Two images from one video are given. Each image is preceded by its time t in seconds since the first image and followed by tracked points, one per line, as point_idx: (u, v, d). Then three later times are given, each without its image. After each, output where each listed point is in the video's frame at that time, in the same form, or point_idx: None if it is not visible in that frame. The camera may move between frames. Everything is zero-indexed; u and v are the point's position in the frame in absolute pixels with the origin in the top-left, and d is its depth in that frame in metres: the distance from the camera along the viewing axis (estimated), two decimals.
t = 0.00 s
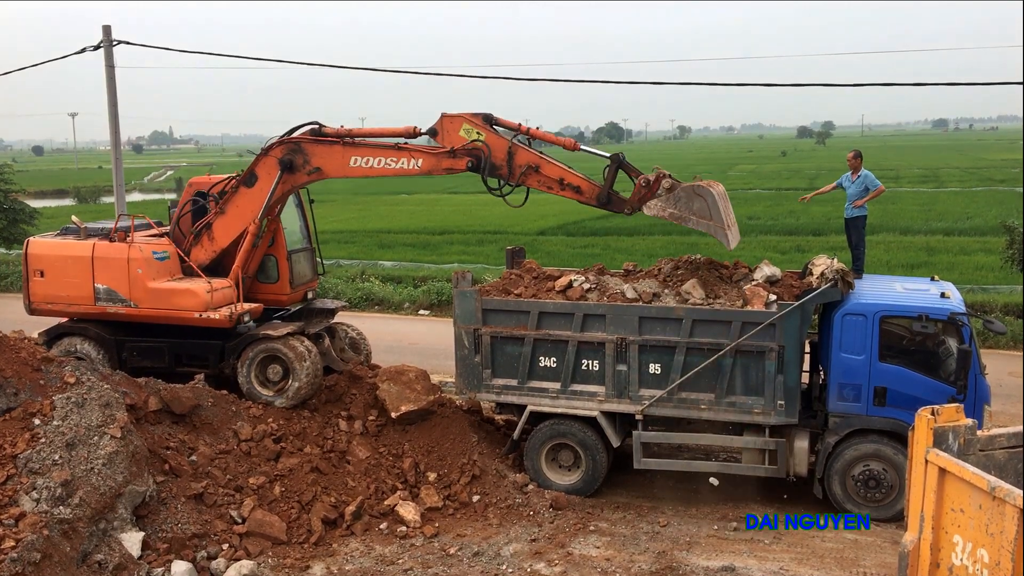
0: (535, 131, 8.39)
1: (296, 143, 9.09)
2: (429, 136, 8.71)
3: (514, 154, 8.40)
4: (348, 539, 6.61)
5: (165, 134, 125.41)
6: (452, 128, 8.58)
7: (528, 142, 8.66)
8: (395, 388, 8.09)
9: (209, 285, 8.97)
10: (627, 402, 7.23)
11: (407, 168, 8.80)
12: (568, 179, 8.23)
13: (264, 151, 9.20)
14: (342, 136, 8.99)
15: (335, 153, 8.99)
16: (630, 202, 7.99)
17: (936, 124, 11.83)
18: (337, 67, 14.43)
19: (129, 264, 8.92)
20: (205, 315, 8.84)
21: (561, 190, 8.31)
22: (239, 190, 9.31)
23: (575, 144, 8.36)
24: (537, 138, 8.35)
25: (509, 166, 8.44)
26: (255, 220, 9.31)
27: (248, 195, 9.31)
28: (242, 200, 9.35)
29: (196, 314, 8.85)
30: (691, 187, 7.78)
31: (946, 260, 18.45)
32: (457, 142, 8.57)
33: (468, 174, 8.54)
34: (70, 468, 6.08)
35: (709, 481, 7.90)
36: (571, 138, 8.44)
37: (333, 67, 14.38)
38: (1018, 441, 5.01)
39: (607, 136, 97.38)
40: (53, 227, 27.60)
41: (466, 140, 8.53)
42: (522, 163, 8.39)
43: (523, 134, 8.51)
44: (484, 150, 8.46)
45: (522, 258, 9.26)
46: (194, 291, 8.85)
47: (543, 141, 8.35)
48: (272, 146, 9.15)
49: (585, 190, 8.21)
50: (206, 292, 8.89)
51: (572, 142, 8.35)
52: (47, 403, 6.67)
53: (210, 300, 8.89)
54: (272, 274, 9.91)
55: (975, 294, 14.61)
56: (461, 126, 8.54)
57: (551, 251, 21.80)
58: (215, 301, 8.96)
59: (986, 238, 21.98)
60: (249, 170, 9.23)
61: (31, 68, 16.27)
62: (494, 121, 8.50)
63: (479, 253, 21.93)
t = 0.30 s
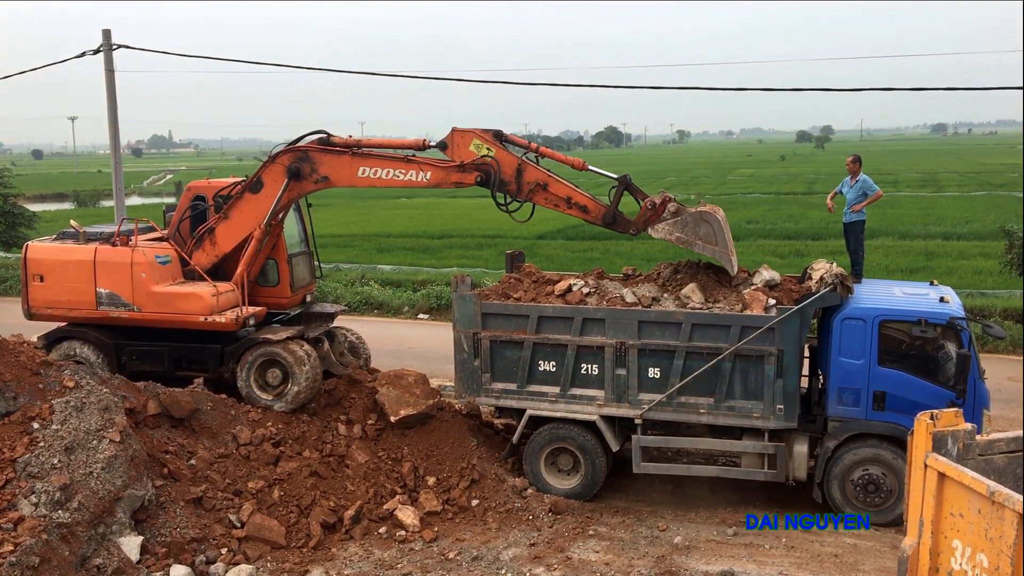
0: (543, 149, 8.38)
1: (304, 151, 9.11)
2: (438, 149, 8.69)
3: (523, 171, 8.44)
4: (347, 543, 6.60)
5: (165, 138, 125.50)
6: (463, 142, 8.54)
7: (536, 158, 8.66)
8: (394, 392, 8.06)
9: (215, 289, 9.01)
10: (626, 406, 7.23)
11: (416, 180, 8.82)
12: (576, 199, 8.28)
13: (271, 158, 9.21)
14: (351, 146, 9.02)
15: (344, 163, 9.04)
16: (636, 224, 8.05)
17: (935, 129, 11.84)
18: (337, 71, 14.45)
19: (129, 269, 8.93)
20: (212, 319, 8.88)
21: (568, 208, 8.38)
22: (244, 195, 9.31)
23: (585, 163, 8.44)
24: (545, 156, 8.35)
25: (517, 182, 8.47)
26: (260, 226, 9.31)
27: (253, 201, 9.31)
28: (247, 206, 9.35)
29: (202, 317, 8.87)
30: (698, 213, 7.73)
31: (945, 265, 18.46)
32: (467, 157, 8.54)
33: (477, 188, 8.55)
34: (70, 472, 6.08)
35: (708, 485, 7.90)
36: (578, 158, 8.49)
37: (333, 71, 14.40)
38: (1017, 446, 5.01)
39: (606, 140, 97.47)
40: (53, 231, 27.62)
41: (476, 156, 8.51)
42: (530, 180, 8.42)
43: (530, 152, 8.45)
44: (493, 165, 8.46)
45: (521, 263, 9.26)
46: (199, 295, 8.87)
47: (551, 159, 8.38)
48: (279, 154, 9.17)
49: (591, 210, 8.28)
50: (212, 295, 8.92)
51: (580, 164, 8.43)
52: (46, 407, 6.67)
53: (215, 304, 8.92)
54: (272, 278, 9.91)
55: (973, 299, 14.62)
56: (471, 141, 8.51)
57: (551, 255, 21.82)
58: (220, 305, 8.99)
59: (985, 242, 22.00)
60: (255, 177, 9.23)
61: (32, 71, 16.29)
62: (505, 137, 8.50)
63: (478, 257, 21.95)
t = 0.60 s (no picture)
0: (547, 155, 8.39)
1: (306, 153, 9.08)
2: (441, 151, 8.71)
3: (525, 176, 8.44)
4: (346, 545, 6.60)
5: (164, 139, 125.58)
6: (466, 145, 8.60)
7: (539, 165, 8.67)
8: (393, 394, 8.05)
9: (217, 291, 9.04)
10: (625, 408, 7.23)
11: (418, 183, 8.83)
12: (576, 207, 8.29)
13: (273, 160, 9.19)
14: (353, 148, 9.01)
15: (346, 165, 9.01)
16: (633, 234, 8.08)
17: (933, 131, 11.84)
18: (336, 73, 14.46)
19: (129, 270, 8.92)
20: (213, 320, 8.89)
21: (568, 216, 8.38)
22: (245, 197, 9.30)
23: (586, 171, 8.39)
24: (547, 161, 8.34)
25: (518, 187, 8.44)
26: (260, 228, 9.30)
27: (254, 203, 9.30)
28: (248, 208, 9.33)
29: (205, 318, 8.88)
30: (696, 226, 7.68)
31: (944, 267, 18.45)
32: (471, 159, 8.58)
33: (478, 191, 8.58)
34: (68, 474, 6.08)
35: (707, 487, 7.90)
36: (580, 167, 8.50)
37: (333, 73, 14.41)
38: (1016, 448, 5.01)
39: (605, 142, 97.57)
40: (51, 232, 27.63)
41: (479, 158, 8.55)
42: (532, 186, 8.44)
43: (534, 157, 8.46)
44: (496, 169, 8.49)
45: (520, 265, 9.26)
46: (199, 296, 8.89)
47: (554, 166, 8.39)
48: (281, 156, 9.14)
49: (591, 218, 8.28)
50: (215, 296, 8.96)
51: (581, 170, 8.36)
52: (44, 408, 6.66)
53: (217, 305, 8.94)
54: (271, 280, 9.91)
55: (971, 301, 14.64)
56: (476, 144, 8.55)
57: (550, 257, 21.82)
58: (222, 305, 9.02)
59: (983, 244, 22.02)
60: (256, 179, 9.22)
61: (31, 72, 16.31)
62: (508, 141, 8.53)
63: (477, 259, 21.95)
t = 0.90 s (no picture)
0: (545, 148, 8.32)
1: (301, 147, 9.09)
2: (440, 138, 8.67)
3: (522, 167, 8.46)
4: (345, 543, 6.60)
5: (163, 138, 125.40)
6: (466, 132, 8.55)
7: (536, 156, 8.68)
8: (393, 392, 8.06)
9: (218, 288, 9.03)
10: (624, 406, 7.23)
11: (415, 173, 8.82)
12: (572, 201, 8.33)
13: (269, 155, 9.19)
14: (348, 141, 9.01)
15: (342, 158, 9.03)
16: (627, 231, 8.09)
17: (931, 130, 11.84)
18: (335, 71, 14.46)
19: (129, 269, 8.92)
20: (214, 318, 8.89)
21: (563, 209, 8.42)
22: (243, 193, 9.29)
23: (584, 166, 8.45)
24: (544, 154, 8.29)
25: (515, 177, 8.49)
26: (259, 224, 9.30)
27: (252, 199, 9.30)
28: (245, 204, 9.33)
29: (205, 317, 8.88)
30: (689, 225, 7.78)
31: (943, 265, 18.47)
32: (469, 147, 8.56)
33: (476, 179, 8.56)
34: (67, 472, 6.08)
35: (706, 486, 7.90)
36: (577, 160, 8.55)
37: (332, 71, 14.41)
38: (1015, 446, 5.01)
39: (604, 140, 97.66)
40: (48, 230, 27.58)
41: (478, 146, 8.53)
42: (529, 177, 8.44)
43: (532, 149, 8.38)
44: (493, 158, 8.49)
45: (520, 263, 9.26)
46: (199, 294, 8.87)
47: (551, 158, 8.40)
48: (276, 151, 9.15)
49: (585, 213, 8.34)
50: (216, 294, 8.94)
51: (579, 165, 8.44)
52: (43, 406, 6.66)
53: (218, 303, 8.93)
54: (270, 277, 9.91)
55: (970, 299, 14.65)
56: (475, 132, 8.52)
57: (549, 255, 21.83)
58: (223, 303, 9.00)
59: (982, 243, 22.02)
60: (253, 174, 9.22)
61: (30, 70, 16.27)
62: (508, 131, 8.50)
63: (476, 258, 21.93)
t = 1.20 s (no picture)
0: (541, 134, 8.43)
1: (295, 139, 9.10)
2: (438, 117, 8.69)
3: (517, 151, 8.51)
4: (346, 541, 6.61)
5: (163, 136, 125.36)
6: (463, 112, 8.55)
7: (532, 140, 8.74)
8: (393, 390, 8.07)
9: (220, 286, 9.02)
10: (624, 404, 7.23)
11: (410, 158, 8.87)
12: (564, 187, 8.42)
13: (263, 149, 9.20)
14: (341, 129, 9.02)
15: (336, 147, 9.05)
16: (616, 221, 8.19)
17: (931, 127, 11.82)
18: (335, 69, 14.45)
19: (130, 267, 8.91)
20: (216, 316, 8.88)
21: (554, 195, 8.49)
22: (238, 188, 9.29)
23: (577, 153, 8.54)
24: (540, 140, 8.37)
25: (509, 160, 8.54)
26: (255, 218, 9.29)
27: (248, 193, 9.29)
28: (241, 198, 9.32)
29: (206, 315, 8.87)
30: (679, 220, 7.82)
31: (943, 263, 18.46)
32: (465, 128, 8.58)
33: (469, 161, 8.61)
34: (67, 470, 6.08)
35: (706, 483, 7.90)
36: (572, 147, 8.62)
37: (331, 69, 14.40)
38: (1016, 444, 5.01)
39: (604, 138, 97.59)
40: (47, 228, 27.53)
41: (473, 127, 8.56)
42: (523, 161, 8.51)
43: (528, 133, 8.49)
44: (488, 139, 8.54)
45: (520, 261, 9.26)
46: (200, 292, 8.87)
47: (547, 144, 8.46)
48: (270, 143, 9.16)
49: (576, 200, 8.44)
50: (217, 292, 8.93)
51: (573, 153, 8.48)
52: (43, 404, 6.66)
53: (220, 301, 8.92)
54: (270, 275, 9.92)
55: (971, 297, 14.64)
56: (472, 113, 8.53)
57: (549, 253, 21.83)
58: (225, 301, 8.99)
59: (982, 240, 22.00)
60: (248, 168, 9.22)
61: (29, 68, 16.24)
62: (505, 114, 8.55)
63: (476, 255, 21.91)
